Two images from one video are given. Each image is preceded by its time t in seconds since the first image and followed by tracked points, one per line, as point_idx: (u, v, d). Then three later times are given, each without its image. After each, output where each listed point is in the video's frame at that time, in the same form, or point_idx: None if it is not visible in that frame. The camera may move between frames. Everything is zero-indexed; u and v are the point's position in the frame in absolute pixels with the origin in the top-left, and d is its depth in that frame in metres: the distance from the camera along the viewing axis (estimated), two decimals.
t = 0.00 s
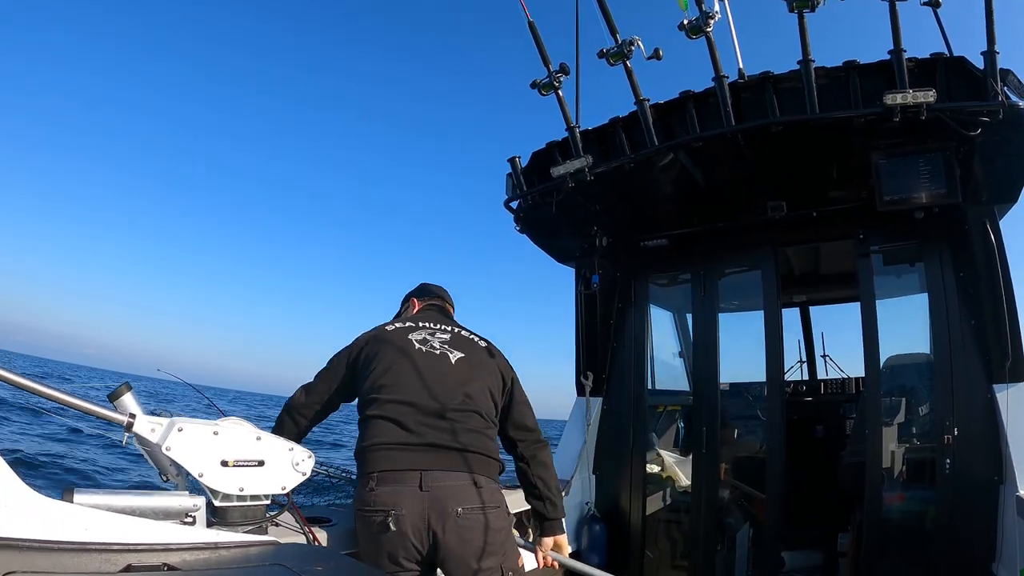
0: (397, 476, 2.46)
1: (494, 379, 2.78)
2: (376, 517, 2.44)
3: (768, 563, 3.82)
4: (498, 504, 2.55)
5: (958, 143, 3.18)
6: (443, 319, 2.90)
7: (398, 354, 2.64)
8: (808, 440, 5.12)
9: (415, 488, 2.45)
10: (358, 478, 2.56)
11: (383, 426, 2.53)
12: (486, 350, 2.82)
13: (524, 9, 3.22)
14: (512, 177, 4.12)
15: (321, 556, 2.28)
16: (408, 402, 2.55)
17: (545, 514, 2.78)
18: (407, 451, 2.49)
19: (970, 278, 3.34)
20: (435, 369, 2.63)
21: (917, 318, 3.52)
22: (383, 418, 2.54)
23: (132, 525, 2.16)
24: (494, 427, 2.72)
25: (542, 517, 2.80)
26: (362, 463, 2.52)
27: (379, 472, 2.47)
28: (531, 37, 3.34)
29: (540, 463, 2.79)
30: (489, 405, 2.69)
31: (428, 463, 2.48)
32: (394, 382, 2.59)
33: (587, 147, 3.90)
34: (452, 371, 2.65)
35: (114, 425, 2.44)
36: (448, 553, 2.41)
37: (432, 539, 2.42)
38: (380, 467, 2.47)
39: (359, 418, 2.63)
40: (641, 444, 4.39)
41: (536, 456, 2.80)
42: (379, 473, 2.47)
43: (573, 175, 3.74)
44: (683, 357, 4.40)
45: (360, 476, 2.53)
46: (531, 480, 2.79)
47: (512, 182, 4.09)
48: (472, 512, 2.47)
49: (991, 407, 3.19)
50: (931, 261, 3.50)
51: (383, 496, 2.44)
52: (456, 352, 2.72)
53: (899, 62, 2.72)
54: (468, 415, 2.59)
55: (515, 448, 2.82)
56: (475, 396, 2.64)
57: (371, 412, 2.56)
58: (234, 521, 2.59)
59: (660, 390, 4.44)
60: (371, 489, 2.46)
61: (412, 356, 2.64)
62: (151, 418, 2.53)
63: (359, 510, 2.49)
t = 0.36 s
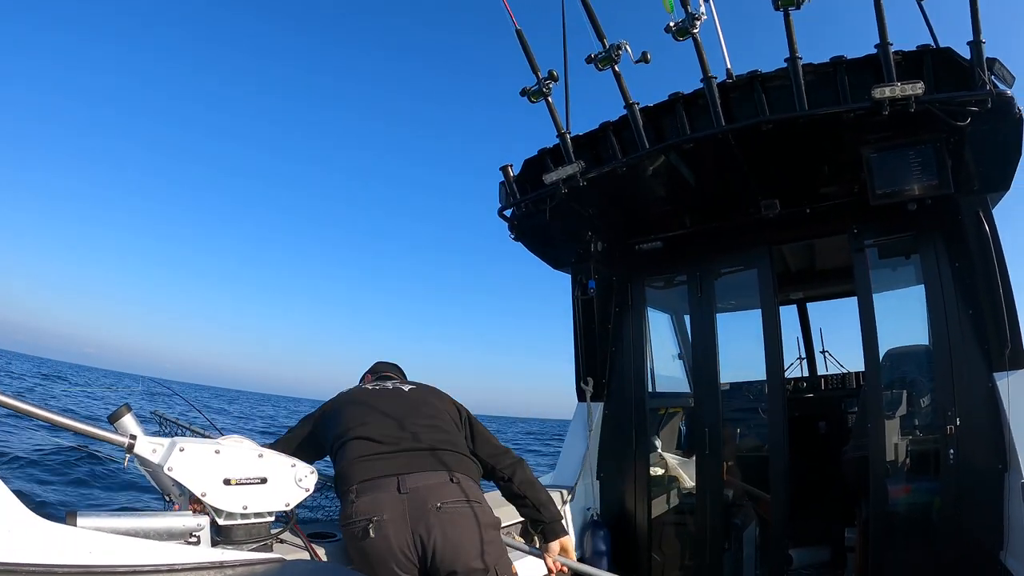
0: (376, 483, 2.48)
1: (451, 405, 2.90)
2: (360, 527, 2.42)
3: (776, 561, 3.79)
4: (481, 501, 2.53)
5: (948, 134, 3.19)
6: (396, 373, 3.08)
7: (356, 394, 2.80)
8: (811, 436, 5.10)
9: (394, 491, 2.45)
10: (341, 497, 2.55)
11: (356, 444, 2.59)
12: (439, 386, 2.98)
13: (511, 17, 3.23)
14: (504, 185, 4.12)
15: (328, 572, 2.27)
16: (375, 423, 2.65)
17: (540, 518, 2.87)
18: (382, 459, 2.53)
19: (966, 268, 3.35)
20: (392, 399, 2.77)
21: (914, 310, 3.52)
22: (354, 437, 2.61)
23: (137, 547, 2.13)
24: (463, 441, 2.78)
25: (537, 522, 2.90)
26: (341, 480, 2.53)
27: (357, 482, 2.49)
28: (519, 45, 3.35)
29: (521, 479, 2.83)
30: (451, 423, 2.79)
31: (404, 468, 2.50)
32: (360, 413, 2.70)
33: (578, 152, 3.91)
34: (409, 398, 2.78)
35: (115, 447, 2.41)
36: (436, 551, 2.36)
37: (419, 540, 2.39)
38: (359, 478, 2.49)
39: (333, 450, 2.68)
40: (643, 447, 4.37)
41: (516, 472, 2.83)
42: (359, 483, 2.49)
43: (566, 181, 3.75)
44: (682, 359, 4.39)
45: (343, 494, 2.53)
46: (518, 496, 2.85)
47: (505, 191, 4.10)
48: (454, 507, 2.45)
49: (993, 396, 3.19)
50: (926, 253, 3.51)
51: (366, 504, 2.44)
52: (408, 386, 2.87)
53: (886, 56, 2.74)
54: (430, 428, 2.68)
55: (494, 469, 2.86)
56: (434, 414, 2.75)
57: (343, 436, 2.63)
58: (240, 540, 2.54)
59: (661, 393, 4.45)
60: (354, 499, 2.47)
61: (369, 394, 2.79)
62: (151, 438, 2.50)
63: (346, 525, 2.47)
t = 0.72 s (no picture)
0: (382, 488, 2.48)
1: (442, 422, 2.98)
2: (369, 532, 2.40)
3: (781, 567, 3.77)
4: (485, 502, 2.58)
5: (946, 137, 3.20)
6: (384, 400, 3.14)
7: (353, 413, 2.86)
8: (813, 441, 5.09)
9: (402, 494, 2.46)
10: (343, 510, 2.52)
11: (359, 453, 2.61)
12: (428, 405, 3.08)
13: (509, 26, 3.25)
14: (505, 194, 4.13)
15: None
16: (375, 434, 2.70)
17: (537, 519, 2.86)
18: (386, 465, 2.55)
19: (967, 272, 3.34)
20: (389, 415, 2.84)
21: (916, 314, 3.52)
22: (357, 446, 2.64)
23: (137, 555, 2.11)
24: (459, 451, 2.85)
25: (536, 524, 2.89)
26: (345, 488, 2.52)
27: (363, 488, 2.48)
28: (518, 54, 3.36)
29: (513, 482, 2.87)
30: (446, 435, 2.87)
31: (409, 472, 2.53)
32: (359, 427, 2.74)
33: (578, 160, 3.92)
34: (404, 414, 2.86)
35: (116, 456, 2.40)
36: (447, 551, 2.37)
37: (429, 542, 2.39)
38: (364, 484, 2.49)
39: (333, 465, 2.68)
40: (645, 453, 4.36)
41: (507, 477, 2.88)
42: (363, 490, 2.49)
43: (566, 188, 3.76)
44: (683, 366, 4.39)
45: (346, 504, 2.50)
46: (513, 501, 2.87)
47: (505, 199, 4.11)
48: (462, 507, 2.48)
49: (995, 399, 3.17)
50: (927, 256, 3.50)
51: (373, 510, 2.43)
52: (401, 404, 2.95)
53: (884, 60, 2.74)
54: (428, 437, 2.76)
55: (485, 476, 2.90)
56: (430, 427, 2.84)
57: (345, 447, 2.65)
58: (241, 549, 2.55)
59: (664, 400, 4.43)
60: (360, 507, 2.45)
61: (366, 413, 2.85)
62: (153, 447, 2.49)
63: (352, 535, 2.44)
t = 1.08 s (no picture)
0: (386, 475, 2.52)
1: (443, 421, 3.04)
2: (372, 518, 2.42)
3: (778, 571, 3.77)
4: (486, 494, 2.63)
5: (960, 145, 3.18)
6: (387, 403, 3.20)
7: (358, 410, 2.92)
8: (815, 446, 5.08)
9: (406, 481, 2.50)
10: (346, 497, 2.55)
11: (364, 445, 2.66)
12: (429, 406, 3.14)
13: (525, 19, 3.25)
14: (515, 187, 4.13)
15: (328, 567, 2.27)
16: (381, 427, 2.76)
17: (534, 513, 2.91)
18: (391, 454, 2.60)
19: (975, 281, 3.32)
20: (393, 413, 2.90)
21: (923, 322, 3.50)
22: (363, 439, 2.69)
23: (137, 536, 2.16)
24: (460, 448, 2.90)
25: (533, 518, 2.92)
26: (348, 476, 2.55)
27: (367, 474, 2.52)
28: (532, 48, 3.36)
29: (510, 478, 2.90)
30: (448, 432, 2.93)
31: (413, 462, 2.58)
32: (365, 422, 2.80)
33: (590, 156, 3.91)
34: (407, 412, 2.92)
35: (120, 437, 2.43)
36: (450, 538, 2.41)
37: (432, 529, 2.42)
38: (369, 471, 2.53)
39: (338, 457, 2.73)
40: (647, 451, 4.37)
41: (505, 473, 2.90)
42: (368, 476, 2.52)
43: (576, 184, 3.75)
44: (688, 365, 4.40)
45: (350, 491, 2.52)
46: (510, 496, 2.91)
47: (516, 192, 4.11)
48: (465, 495, 2.53)
49: (1000, 410, 3.16)
50: (936, 265, 3.48)
51: (377, 495, 2.46)
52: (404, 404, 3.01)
53: (900, 66, 2.72)
54: (432, 433, 2.82)
55: (484, 472, 2.91)
56: (433, 424, 2.90)
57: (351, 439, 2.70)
58: (241, 533, 2.58)
59: (667, 399, 4.43)
60: (364, 492, 2.47)
61: (370, 411, 2.92)
62: (156, 429, 2.52)
63: (354, 520, 2.45)
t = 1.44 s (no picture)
0: (399, 452, 2.54)
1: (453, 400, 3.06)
2: (384, 493, 2.45)
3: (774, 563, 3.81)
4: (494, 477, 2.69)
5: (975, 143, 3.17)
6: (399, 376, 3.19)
7: (372, 383, 2.92)
8: (814, 440, 5.10)
9: (419, 460, 2.54)
10: (357, 470, 2.58)
11: (377, 419, 2.67)
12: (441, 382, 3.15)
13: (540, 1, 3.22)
14: (525, 169, 4.13)
15: (328, 543, 2.32)
16: (394, 403, 2.76)
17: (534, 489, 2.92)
18: (405, 432, 2.62)
19: (983, 281, 3.33)
20: (407, 387, 2.90)
21: (929, 319, 3.49)
22: (377, 413, 2.70)
23: (139, 508, 2.21)
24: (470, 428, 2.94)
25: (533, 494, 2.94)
26: (360, 449, 2.57)
27: (380, 450, 2.54)
28: (546, 30, 3.33)
29: (512, 451, 2.95)
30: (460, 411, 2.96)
31: (427, 440, 2.61)
32: (378, 396, 2.81)
33: (601, 141, 3.90)
34: (421, 389, 2.93)
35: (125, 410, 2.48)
36: (460, 518, 2.46)
37: (443, 509, 2.47)
38: (382, 446, 2.55)
39: (349, 429, 2.74)
40: (649, 437, 4.40)
41: (507, 445, 2.96)
42: (380, 452, 2.55)
43: (586, 169, 3.74)
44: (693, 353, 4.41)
45: (361, 465, 2.55)
46: (510, 469, 2.95)
47: (525, 174, 4.10)
48: (476, 478, 2.58)
49: (1002, 412, 3.17)
50: (945, 263, 3.47)
51: (390, 472, 2.49)
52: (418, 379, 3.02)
53: (916, 62, 2.68)
54: (444, 412, 2.83)
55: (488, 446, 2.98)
56: (445, 402, 2.91)
57: (364, 412, 2.71)
58: (242, 507, 2.63)
59: (670, 386, 4.45)
60: (376, 467, 2.51)
61: (382, 384, 2.92)
62: (161, 403, 2.57)
63: (365, 494, 2.48)
